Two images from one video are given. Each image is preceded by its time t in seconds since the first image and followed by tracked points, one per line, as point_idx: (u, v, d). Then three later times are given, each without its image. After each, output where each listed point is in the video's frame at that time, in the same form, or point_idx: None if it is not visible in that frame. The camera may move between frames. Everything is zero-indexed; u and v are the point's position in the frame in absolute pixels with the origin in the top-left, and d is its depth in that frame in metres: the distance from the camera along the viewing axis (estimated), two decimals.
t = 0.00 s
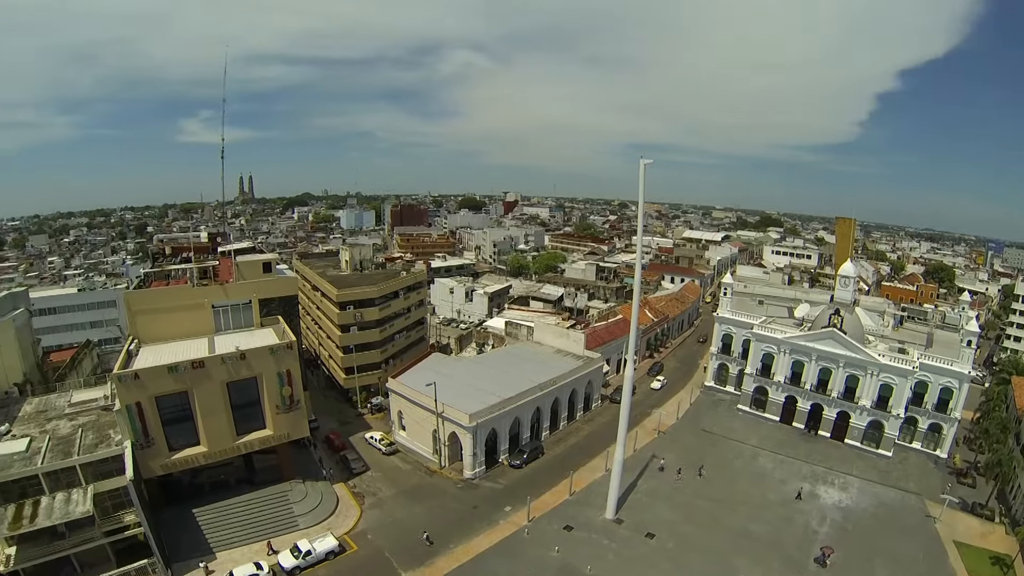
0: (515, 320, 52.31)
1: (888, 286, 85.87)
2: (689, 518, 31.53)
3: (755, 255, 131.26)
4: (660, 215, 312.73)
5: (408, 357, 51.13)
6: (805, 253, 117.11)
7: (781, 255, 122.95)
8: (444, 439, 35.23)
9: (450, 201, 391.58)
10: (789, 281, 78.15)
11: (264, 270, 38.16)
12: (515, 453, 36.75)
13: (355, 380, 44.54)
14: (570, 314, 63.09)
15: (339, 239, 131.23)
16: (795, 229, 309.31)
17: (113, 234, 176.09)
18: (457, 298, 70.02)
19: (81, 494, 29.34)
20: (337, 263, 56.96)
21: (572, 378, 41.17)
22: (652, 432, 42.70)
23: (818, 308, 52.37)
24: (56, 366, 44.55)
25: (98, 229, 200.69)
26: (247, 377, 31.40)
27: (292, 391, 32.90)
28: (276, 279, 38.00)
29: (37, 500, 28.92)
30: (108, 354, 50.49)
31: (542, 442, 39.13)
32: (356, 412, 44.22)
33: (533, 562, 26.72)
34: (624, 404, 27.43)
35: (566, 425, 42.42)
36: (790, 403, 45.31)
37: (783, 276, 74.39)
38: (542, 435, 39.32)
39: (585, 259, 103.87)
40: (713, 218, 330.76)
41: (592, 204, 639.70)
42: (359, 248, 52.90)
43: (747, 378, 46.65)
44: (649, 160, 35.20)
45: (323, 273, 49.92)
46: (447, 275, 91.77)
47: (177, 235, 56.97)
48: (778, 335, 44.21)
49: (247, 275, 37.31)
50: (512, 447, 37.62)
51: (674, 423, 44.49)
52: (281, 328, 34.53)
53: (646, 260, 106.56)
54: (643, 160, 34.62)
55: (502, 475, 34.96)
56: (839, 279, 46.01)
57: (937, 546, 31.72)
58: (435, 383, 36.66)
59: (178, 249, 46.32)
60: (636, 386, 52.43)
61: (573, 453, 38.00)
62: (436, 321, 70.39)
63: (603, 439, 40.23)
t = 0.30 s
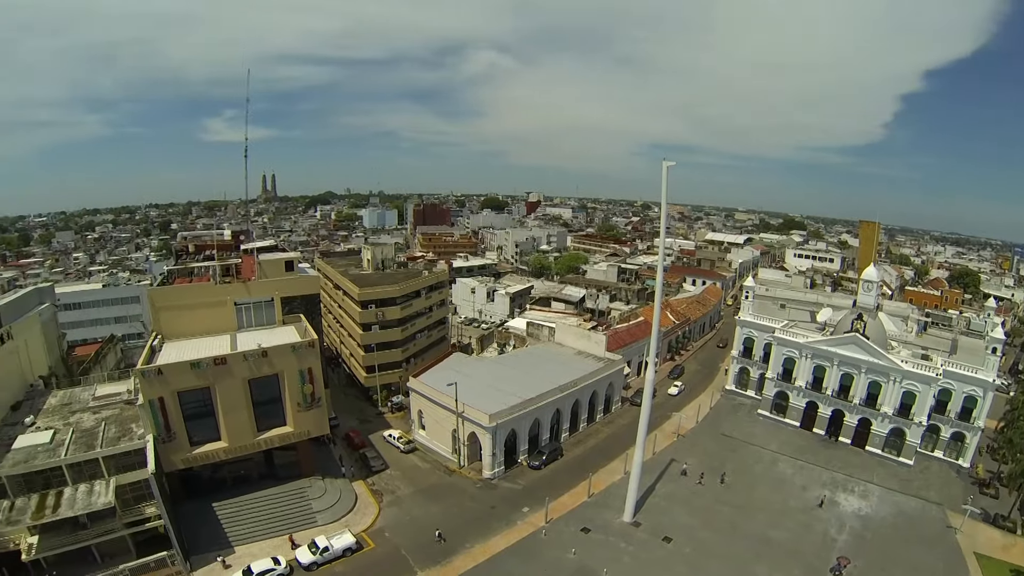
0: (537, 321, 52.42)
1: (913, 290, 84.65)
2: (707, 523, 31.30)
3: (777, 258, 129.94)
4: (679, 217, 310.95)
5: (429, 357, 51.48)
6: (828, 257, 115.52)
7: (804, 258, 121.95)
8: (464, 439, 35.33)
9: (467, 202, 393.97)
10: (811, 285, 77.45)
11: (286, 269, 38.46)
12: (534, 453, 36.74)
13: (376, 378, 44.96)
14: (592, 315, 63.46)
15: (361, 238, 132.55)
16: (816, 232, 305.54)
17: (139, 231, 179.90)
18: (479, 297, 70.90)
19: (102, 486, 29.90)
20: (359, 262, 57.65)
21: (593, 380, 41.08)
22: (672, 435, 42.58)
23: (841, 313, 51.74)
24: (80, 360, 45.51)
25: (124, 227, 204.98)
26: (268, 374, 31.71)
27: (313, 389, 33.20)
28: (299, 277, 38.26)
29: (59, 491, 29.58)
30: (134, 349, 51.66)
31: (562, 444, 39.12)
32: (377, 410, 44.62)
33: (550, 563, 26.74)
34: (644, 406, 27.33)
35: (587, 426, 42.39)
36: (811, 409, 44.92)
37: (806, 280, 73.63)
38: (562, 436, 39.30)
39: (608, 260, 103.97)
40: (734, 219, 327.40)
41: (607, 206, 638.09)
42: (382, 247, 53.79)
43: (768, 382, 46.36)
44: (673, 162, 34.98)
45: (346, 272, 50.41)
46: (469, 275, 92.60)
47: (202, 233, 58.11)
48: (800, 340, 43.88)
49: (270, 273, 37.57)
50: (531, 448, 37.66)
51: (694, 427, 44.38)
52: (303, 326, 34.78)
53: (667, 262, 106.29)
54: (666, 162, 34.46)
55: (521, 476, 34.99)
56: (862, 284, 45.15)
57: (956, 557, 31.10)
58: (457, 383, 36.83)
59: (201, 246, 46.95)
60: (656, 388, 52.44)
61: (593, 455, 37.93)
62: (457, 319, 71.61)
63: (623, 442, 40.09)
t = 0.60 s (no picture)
0: (562, 322, 52.54)
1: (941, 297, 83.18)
2: (728, 529, 31.06)
3: (804, 262, 128.52)
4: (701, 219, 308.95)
5: (454, 356, 51.91)
6: (855, 261, 113.82)
7: (831, 262, 120.69)
8: (486, 439, 35.51)
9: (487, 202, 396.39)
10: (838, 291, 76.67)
11: (312, 267, 39.08)
12: (557, 455, 36.75)
13: (400, 377, 45.44)
14: (618, 317, 63.69)
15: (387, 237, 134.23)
16: (839, 236, 301.58)
17: (168, 227, 184.46)
18: (505, 298, 71.65)
19: (126, 477, 30.44)
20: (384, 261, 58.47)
21: (617, 382, 41.00)
22: (694, 439, 42.63)
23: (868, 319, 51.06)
24: (107, 353, 46.62)
25: (154, 222, 210.68)
26: (293, 371, 32.10)
27: (338, 386, 33.56)
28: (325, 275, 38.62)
29: (85, 480, 30.26)
30: (163, 343, 53.00)
31: (585, 446, 39.14)
32: (400, 409, 45.09)
33: (570, 564, 26.78)
34: (668, 409, 27.28)
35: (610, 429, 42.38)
36: (835, 416, 44.43)
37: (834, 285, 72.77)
38: (585, 438, 39.33)
39: (636, 262, 104.04)
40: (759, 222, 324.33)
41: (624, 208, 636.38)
42: (409, 246, 54.53)
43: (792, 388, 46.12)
44: (700, 165, 34.61)
45: (371, 271, 51.01)
46: (495, 275, 93.59)
47: (229, 231, 59.36)
48: (825, 345, 43.57)
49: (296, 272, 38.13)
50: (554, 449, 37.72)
51: (717, 431, 44.37)
52: (327, 325, 35.12)
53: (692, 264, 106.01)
54: (693, 164, 34.19)
55: (542, 477, 35.05)
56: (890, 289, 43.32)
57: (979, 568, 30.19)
58: (481, 383, 37.04)
59: (228, 243, 47.84)
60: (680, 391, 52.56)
61: (615, 458, 37.87)
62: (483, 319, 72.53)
63: (646, 445, 39.98)
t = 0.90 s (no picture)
0: (595, 325, 52.63)
1: (983, 308, 80.97)
2: (756, 539, 30.65)
3: (839, 269, 126.08)
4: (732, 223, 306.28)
5: (487, 356, 52.38)
6: (893, 269, 111.27)
7: (868, 269, 118.31)
8: (517, 440, 35.71)
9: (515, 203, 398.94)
10: (875, 299, 75.27)
11: (348, 265, 39.79)
12: (586, 458, 36.75)
13: (433, 376, 46.04)
14: (651, 322, 63.89)
15: (420, 237, 135.62)
16: (873, 243, 295.25)
17: (204, 223, 190.02)
18: (539, 299, 72.32)
19: (160, 466, 31.33)
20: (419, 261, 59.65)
21: (649, 386, 40.85)
22: (725, 447, 43.11)
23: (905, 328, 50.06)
24: (144, 345, 48.15)
25: (191, 218, 217.75)
26: (327, 368, 32.65)
27: (371, 384, 34.04)
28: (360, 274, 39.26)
29: (121, 468, 31.27)
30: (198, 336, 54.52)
31: (615, 449, 39.10)
32: (432, 408, 45.62)
33: (595, 568, 26.75)
34: (700, 415, 27.17)
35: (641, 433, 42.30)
36: (868, 427, 43.60)
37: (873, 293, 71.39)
38: (615, 442, 39.31)
39: (670, 265, 104.25)
40: (793, 227, 318.13)
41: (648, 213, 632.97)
42: (444, 245, 55.48)
43: (825, 398, 45.54)
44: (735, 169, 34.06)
45: (407, 270, 51.86)
46: (530, 276, 94.95)
47: (265, 229, 61.01)
48: (860, 355, 42.94)
49: (331, 269, 38.90)
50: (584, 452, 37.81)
51: (748, 438, 44.76)
52: (362, 323, 35.73)
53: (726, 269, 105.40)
54: (729, 168, 33.74)
55: (571, 480, 35.08)
56: (929, 298, 41.27)
57: None
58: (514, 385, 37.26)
59: (264, 240, 49.06)
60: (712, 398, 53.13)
61: (646, 462, 37.74)
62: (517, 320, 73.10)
63: (677, 450, 39.73)
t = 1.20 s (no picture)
0: (629, 328, 52.83)
1: None
2: (785, 549, 30.29)
3: (876, 275, 123.47)
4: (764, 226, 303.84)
5: (520, 357, 52.87)
6: (932, 276, 108.57)
7: (906, 276, 115.71)
8: (548, 441, 35.94)
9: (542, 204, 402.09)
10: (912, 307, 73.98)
11: (383, 263, 40.62)
12: (616, 461, 36.79)
13: (466, 375, 46.70)
14: (685, 325, 64.16)
15: (453, 237, 136.32)
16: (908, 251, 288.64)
17: (239, 219, 194.71)
18: (573, 301, 72.81)
19: (194, 456, 32.22)
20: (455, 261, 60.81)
21: (681, 391, 40.75)
22: (756, 453, 42.84)
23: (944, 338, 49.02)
24: (180, 338, 49.69)
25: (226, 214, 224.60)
26: (361, 365, 33.31)
27: (404, 381, 34.60)
28: (395, 273, 39.87)
29: (154, 457, 32.24)
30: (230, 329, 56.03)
31: (646, 454, 39.11)
32: (464, 407, 46.29)
33: (622, 571, 26.81)
34: (733, 420, 27.10)
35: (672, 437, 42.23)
36: (902, 439, 42.84)
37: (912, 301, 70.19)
38: (646, 446, 39.34)
39: (704, 269, 104.27)
40: (828, 232, 310.95)
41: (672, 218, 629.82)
42: (479, 246, 56.43)
43: (860, 407, 45.01)
44: (774, 175, 32.56)
45: (443, 270, 52.79)
46: (564, 277, 96.19)
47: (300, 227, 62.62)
48: (896, 365, 42.23)
49: (367, 267, 39.79)
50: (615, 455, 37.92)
51: (780, 446, 44.43)
52: (396, 321, 36.32)
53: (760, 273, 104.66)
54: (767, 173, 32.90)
55: (600, 483, 35.18)
56: (969, 306, 42.84)
57: None
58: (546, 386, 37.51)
59: (300, 237, 50.33)
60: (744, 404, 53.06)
61: (676, 468, 37.57)
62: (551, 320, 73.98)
63: (708, 456, 39.54)
